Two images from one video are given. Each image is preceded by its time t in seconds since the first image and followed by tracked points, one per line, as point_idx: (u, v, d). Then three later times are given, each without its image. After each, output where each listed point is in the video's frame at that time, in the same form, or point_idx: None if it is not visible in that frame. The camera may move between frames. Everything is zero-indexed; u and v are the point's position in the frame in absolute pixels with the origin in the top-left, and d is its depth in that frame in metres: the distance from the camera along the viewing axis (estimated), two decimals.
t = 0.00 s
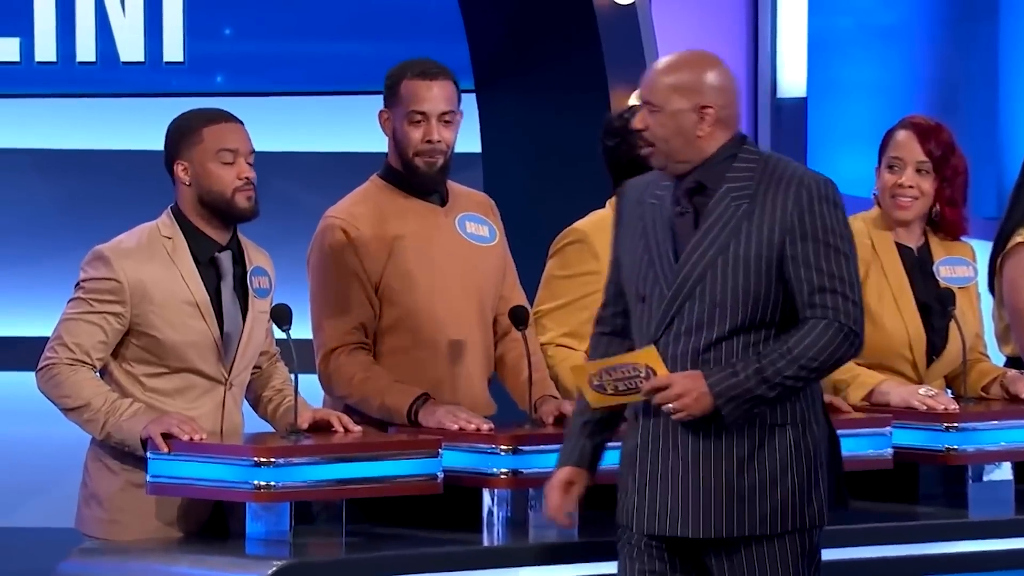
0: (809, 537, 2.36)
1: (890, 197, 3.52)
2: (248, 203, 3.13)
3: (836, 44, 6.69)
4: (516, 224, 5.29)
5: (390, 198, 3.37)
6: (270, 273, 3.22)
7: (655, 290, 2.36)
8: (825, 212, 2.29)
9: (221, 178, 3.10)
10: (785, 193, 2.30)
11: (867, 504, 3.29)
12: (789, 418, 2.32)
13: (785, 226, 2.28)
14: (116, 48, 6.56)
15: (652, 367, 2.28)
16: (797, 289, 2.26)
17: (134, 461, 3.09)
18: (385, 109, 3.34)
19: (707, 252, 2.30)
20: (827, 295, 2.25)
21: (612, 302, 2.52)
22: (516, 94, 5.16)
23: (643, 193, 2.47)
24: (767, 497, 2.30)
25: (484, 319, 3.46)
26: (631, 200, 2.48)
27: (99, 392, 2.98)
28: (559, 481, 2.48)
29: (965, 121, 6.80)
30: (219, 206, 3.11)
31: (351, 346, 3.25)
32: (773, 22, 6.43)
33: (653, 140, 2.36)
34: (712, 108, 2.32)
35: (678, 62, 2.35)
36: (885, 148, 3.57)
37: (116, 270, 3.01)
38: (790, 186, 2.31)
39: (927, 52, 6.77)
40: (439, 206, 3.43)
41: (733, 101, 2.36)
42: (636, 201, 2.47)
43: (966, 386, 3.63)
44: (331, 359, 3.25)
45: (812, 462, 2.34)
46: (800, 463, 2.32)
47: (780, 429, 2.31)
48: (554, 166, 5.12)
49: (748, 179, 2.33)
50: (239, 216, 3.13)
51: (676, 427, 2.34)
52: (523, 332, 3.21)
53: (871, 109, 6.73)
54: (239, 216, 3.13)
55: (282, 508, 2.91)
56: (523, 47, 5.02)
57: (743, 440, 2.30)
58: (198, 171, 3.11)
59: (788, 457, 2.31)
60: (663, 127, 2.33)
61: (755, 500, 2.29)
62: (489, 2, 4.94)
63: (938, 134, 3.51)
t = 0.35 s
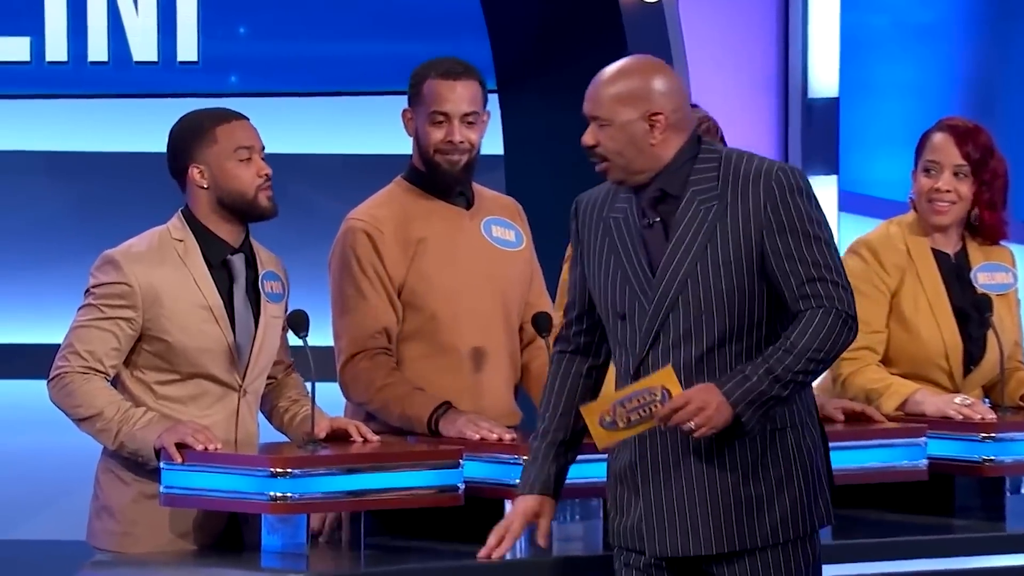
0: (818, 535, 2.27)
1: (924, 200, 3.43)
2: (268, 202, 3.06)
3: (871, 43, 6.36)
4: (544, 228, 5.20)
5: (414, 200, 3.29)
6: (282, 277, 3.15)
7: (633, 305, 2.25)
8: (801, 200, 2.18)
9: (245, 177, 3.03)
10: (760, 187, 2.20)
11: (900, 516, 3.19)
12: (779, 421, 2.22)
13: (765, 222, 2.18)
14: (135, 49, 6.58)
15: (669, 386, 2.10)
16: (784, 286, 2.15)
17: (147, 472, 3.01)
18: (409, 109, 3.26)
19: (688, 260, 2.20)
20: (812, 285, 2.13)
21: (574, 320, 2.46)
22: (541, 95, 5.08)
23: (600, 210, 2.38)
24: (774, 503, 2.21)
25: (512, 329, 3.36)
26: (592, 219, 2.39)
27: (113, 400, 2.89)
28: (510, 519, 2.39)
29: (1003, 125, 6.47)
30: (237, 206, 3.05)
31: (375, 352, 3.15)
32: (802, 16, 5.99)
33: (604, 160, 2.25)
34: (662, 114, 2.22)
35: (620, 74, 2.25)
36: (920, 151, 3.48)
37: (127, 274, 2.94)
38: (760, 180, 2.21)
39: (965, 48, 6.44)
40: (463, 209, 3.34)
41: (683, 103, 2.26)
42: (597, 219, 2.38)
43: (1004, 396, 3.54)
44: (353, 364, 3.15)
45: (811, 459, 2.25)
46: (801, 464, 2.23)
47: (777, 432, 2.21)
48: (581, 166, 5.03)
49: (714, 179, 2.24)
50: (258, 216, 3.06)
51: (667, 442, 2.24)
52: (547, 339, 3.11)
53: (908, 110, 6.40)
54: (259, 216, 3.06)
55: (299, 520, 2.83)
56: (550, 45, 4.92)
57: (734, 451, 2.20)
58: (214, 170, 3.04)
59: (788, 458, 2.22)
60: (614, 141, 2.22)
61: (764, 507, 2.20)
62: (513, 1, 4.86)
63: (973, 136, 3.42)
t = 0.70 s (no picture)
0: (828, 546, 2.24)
1: (965, 201, 3.33)
2: (281, 202, 2.96)
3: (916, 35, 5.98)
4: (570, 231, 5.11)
5: (436, 199, 3.19)
6: (300, 280, 3.05)
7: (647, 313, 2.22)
8: (821, 212, 2.15)
9: (253, 180, 2.94)
10: (780, 198, 2.16)
11: (938, 528, 3.09)
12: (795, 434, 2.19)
13: (783, 234, 2.14)
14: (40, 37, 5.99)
15: (679, 391, 2.02)
16: (797, 299, 2.12)
17: (161, 481, 2.91)
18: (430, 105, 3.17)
19: (704, 269, 2.17)
20: (829, 300, 2.11)
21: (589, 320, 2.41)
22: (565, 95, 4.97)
23: (615, 207, 2.32)
24: (787, 517, 2.18)
25: (530, 332, 3.26)
26: (605, 215, 2.34)
27: (126, 408, 2.80)
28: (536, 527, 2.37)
29: None
30: (249, 207, 2.95)
31: (396, 355, 3.05)
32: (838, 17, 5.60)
33: (663, 171, 2.12)
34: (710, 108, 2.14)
35: (648, 79, 2.13)
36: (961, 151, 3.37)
37: (140, 277, 2.85)
38: (781, 191, 2.17)
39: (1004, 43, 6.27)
40: (485, 210, 3.25)
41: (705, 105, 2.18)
42: (611, 214, 2.33)
43: None
44: (375, 368, 3.06)
45: (825, 471, 2.22)
46: (817, 478, 2.20)
47: (793, 445, 2.18)
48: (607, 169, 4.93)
49: (736, 185, 2.20)
50: (272, 217, 2.96)
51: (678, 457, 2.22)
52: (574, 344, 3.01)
53: (946, 109, 6.07)
54: (274, 216, 2.96)
55: (318, 530, 2.73)
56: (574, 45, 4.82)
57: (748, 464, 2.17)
58: (224, 174, 2.95)
59: (805, 471, 2.19)
60: (677, 146, 2.10)
61: (776, 521, 2.18)
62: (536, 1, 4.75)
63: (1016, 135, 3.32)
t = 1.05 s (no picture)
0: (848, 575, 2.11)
1: (984, 201, 3.26)
2: (279, 208, 2.88)
3: (933, 32, 5.67)
4: (578, 233, 5.02)
5: (437, 200, 3.12)
6: (305, 283, 2.97)
7: (676, 311, 2.11)
8: (858, 224, 2.05)
9: (248, 183, 2.87)
10: (818, 204, 2.07)
11: (958, 537, 3.02)
12: (827, 448, 2.06)
13: (816, 240, 2.05)
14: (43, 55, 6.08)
15: (714, 374, 1.92)
16: (825, 310, 2.02)
17: (160, 489, 2.83)
18: (428, 103, 3.11)
19: (736, 272, 2.07)
20: (858, 313, 2.01)
21: (613, 308, 2.26)
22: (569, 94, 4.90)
23: (654, 196, 2.23)
24: (807, 535, 2.05)
25: (534, 333, 3.17)
26: (639, 208, 2.24)
27: (123, 415, 2.72)
28: (539, 533, 2.19)
29: None
30: (246, 212, 2.88)
31: (399, 359, 2.97)
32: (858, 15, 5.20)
33: (716, 170, 2.02)
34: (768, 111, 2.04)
35: (702, 73, 2.03)
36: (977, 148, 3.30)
37: (139, 281, 2.77)
38: (822, 197, 2.08)
39: None
40: (486, 209, 3.16)
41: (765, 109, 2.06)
42: (645, 208, 2.23)
43: None
44: (378, 372, 2.97)
45: (856, 492, 2.08)
46: (843, 496, 2.06)
47: (819, 457, 2.05)
48: (614, 168, 4.84)
49: (778, 189, 2.10)
50: (269, 222, 2.88)
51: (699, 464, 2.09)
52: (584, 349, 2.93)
53: (965, 104, 5.86)
54: (271, 222, 2.89)
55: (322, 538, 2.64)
56: (579, 44, 4.72)
57: (770, 475, 2.04)
58: (220, 177, 2.88)
59: (831, 489, 2.05)
60: (732, 146, 2.01)
61: (795, 537, 2.05)
62: None
63: None
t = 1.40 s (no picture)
0: None
1: (1004, 199, 3.18)
2: (278, 208, 2.81)
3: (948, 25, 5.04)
4: (584, 235, 4.95)
5: (437, 199, 3.04)
6: (306, 285, 2.90)
7: (700, 321, 2.07)
8: (882, 231, 1.97)
9: (246, 183, 2.79)
10: (841, 210, 2.00)
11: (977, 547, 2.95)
12: (856, 461, 2.01)
13: (839, 248, 1.97)
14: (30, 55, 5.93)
15: (738, 384, 1.86)
16: (848, 320, 1.95)
17: (157, 497, 2.76)
18: (425, 103, 3.04)
19: (759, 280, 2.01)
20: (880, 323, 1.93)
21: (639, 315, 2.20)
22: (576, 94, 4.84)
23: (680, 202, 2.18)
24: (840, 548, 2.01)
25: (541, 336, 3.10)
26: (669, 214, 2.19)
27: (120, 420, 2.65)
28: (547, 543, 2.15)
29: None
30: (244, 213, 2.80)
31: (401, 362, 2.89)
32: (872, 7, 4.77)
33: (737, 178, 1.96)
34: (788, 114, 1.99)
35: (722, 79, 1.96)
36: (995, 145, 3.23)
37: (136, 283, 2.70)
38: (846, 203, 2.00)
39: None
40: (488, 207, 3.09)
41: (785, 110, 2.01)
42: (675, 215, 2.18)
43: None
44: (380, 376, 2.89)
45: (890, 504, 2.03)
46: (876, 509, 2.01)
47: (848, 470, 2.00)
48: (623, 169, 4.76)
49: (801, 197, 2.03)
50: (268, 223, 2.81)
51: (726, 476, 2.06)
52: (592, 352, 2.85)
53: (986, 103, 5.15)
54: (270, 222, 2.81)
55: (325, 548, 2.53)
56: (585, 42, 4.65)
57: (798, 489, 2.01)
58: (218, 177, 2.81)
59: (861, 503, 2.00)
60: (753, 153, 1.95)
61: (827, 550, 2.01)
62: None
63: None
